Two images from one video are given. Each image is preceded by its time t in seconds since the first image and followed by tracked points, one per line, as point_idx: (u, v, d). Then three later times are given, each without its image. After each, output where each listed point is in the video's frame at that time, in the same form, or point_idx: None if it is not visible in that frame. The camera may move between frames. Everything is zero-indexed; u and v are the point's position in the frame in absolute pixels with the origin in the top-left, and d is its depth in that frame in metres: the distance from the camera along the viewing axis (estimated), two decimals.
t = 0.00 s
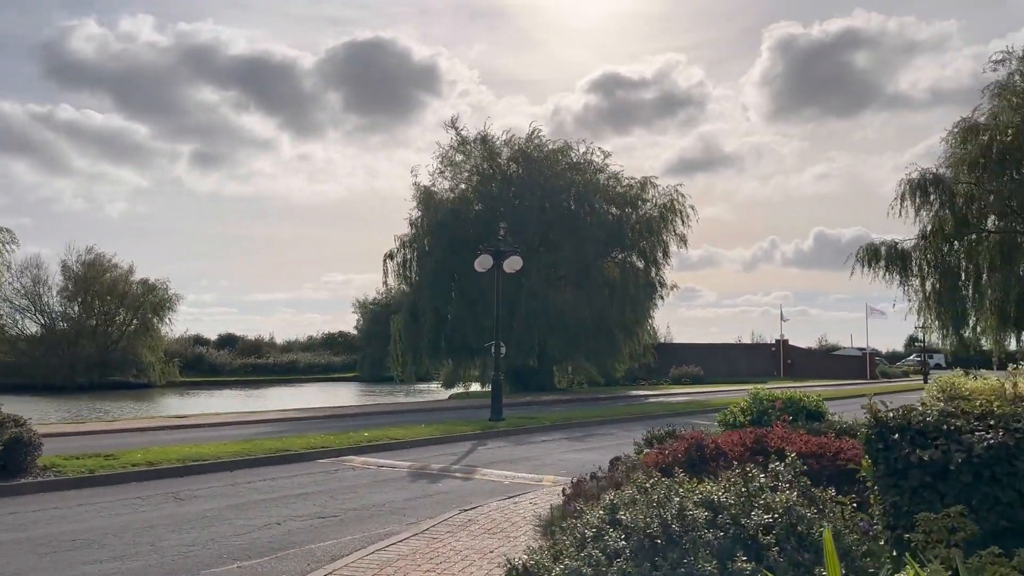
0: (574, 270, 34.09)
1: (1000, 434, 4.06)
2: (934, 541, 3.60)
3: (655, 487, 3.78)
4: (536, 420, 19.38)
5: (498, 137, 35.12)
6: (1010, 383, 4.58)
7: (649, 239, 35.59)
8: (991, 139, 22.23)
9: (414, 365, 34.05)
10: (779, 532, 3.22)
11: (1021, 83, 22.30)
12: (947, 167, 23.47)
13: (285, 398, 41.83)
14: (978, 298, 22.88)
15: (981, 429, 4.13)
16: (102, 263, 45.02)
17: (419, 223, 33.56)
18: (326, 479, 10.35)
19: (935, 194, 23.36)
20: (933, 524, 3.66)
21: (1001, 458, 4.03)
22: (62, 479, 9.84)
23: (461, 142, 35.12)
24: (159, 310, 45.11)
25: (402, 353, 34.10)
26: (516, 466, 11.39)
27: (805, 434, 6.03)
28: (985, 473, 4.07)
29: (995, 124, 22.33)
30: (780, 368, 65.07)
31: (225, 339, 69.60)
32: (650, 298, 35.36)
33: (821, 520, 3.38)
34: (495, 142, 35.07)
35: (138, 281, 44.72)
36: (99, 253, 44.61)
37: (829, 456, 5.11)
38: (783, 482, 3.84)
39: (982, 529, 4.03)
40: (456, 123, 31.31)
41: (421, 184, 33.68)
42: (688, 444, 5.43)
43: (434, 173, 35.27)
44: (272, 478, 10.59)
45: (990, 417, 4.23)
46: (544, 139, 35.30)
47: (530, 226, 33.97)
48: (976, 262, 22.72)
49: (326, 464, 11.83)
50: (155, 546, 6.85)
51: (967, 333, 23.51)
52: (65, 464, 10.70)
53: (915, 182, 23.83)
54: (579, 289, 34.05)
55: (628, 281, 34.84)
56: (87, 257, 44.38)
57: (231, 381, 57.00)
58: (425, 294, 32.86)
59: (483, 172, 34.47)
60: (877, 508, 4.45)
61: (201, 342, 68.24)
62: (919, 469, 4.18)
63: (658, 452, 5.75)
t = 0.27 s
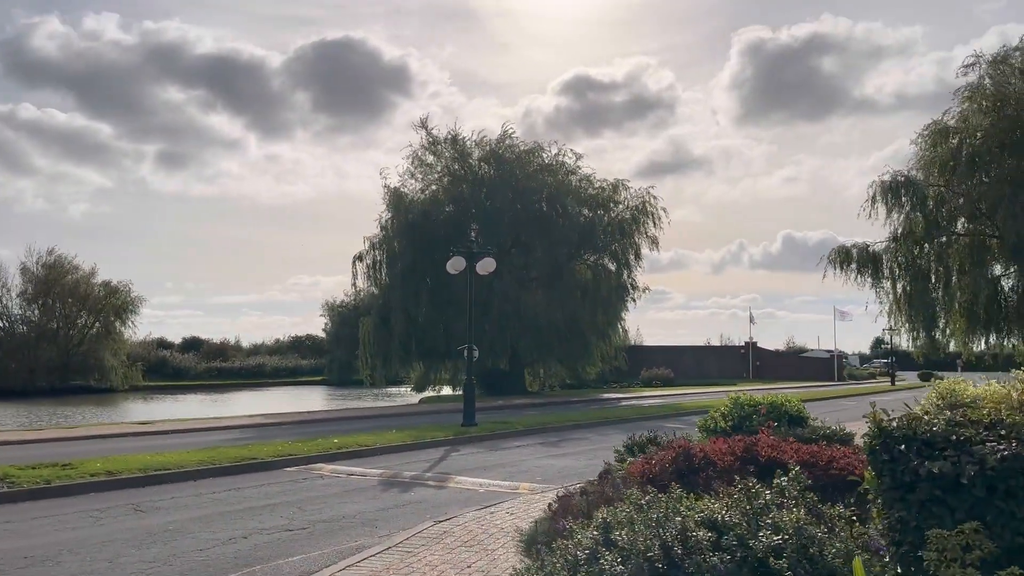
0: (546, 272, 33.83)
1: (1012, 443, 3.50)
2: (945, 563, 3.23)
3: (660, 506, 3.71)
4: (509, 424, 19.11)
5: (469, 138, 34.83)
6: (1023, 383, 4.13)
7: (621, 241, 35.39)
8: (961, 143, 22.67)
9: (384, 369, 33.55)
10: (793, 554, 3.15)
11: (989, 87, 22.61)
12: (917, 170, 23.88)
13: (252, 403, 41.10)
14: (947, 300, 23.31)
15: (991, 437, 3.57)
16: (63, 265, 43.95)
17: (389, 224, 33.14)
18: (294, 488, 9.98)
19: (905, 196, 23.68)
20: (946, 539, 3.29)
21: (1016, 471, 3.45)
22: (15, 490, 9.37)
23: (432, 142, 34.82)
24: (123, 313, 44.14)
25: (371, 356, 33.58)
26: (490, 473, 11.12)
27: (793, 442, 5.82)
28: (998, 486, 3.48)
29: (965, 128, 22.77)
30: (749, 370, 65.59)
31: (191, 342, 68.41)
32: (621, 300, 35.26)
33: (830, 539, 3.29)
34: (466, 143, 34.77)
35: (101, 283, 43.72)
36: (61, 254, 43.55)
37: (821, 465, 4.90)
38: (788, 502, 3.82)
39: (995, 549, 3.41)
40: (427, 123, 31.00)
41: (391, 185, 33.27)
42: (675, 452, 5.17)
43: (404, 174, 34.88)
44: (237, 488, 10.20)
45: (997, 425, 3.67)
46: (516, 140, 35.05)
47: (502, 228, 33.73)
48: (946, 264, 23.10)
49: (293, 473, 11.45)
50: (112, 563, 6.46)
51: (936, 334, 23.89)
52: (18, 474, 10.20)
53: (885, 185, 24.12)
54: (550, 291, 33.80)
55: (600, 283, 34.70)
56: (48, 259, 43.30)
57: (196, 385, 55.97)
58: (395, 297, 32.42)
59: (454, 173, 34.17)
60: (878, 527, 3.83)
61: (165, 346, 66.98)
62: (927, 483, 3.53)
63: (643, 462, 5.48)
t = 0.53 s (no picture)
0: (528, 271, 33.64)
1: None
2: (985, 574, 3.07)
3: (686, 516, 3.54)
4: (493, 424, 18.90)
5: (451, 136, 34.60)
6: None
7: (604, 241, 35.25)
8: (941, 144, 22.80)
9: (364, 368, 33.18)
10: (835, 567, 2.99)
11: (970, 88, 22.70)
12: (899, 170, 24.01)
13: (230, 403, 40.55)
14: (928, 300, 23.46)
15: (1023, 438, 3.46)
16: (37, 263, 43.18)
17: (370, 222, 32.81)
18: (277, 491, 9.73)
19: (887, 196, 23.79)
20: (985, 549, 3.14)
21: None
22: None
23: (414, 140, 34.56)
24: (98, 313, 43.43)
25: (351, 355, 33.22)
26: (477, 474, 10.92)
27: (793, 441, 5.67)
28: None
29: (946, 128, 22.85)
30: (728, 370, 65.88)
31: (166, 342, 67.55)
32: (603, 300, 35.14)
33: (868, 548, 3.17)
34: (448, 141, 34.54)
35: (76, 282, 43.00)
36: (34, 252, 42.79)
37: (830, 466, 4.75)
38: (818, 509, 3.66)
39: None
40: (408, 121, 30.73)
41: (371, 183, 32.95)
42: (678, 454, 4.97)
43: (385, 172, 34.58)
44: (219, 491, 9.93)
45: None
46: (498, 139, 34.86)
47: (484, 227, 33.51)
48: (926, 263, 23.20)
49: (276, 475, 11.19)
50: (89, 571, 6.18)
51: (916, 334, 24.05)
52: None
53: (868, 184, 24.18)
54: (533, 290, 33.60)
55: (582, 282, 34.59)
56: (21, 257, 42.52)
57: (172, 385, 55.22)
58: (376, 296, 32.10)
59: (436, 171, 33.94)
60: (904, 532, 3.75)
61: (140, 345, 66.05)
62: (958, 487, 3.44)
63: (643, 464, 5.27)
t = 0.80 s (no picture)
0: (515, 268, 33.42)
1: None
2: None
3: (724, 521, 3.46)
4: (481, 421, 18.71)
5: (437, 131, 34.33)
6: None
7: (590, 237, 35.10)
8: (926, 142, 22.80)
9: (348, 365, 32.87)
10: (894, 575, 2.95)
11: (957, 86, 22.70)
12: (885, 167, 24.04)
13: (211, 400, 40.05)
14: (913, 297, 23.53)
15: None
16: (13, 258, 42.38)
17: (354, 218, 32.50)
18: (265, 491, 9.48)
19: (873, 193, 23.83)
20: None
21: None
22: None
23: (399, 135, 34.25)
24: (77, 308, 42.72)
25: (335, 352, 32.86)
26: (469, 472, 10.74)
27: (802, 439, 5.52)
28: None
29: (932, 126, 22.85)
30: (711, 367, 66.11)
31: (146, 339, 66.76)
32: (588, 297, 35.01)
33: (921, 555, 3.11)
34: (434, 136, 34.26)
35: (53, 277, 42.27)
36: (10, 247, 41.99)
37: (847, 466, 4.60)
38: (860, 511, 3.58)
39: None
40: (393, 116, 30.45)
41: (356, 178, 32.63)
42: (689, 451, 4.80)
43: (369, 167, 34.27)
44: (205, 490, 9.67)
45: None
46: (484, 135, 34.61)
47: (469, 223, 33.27)
48: (910, 261, 23.23)
49: (263, 473, 10.95)
50: None
51: (900, 331, 24.14)
52: None
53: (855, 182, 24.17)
54: (519, 287, 33.36)
55: (568, 279, 34.44)
56: None
57: (151, 382, 54.52)
58: (361, 292, 31.77)
59: (422, 166, 33.66)
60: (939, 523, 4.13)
61: (119, 342, 65.21)
62: (1000, 488, 3.80)
63: (652, 462, 5.09)
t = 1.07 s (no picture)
0: (498, 263, 33.20)
1: None
2: None
3: (751, 527, 3.41)
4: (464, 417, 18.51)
5: (421, 125, 34.02)
6: None
7: (574, 233, 34.93)
8: (910, 138, 22.93)
9: (329, 361, 32.54)
10: None
11: (940, 84, 22.89)
12: (869, 164, 24.12)
13: (189, 396, 39.53)
14: (896, 294, 23.62)
15: None
16: None
17: (336, 212, 32.15)
18: (245, 491, 9.24)
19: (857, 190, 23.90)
20: None
21: None
22: None
23: (382, 128, 33.91)
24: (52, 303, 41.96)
25: (316, 347, 32.49)
26: (454, 470, 10.53)
27: (802, 439, 5.37)
28: None
29: (916, 122, 23.06)
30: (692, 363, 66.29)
31: (123, 334, 65.89)
32: (572, 293, 34.85)
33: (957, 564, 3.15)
34: (417, 130, 33.95)
35: (28, 271, 41.49)
36: None
37: (852, 468, 4.45)
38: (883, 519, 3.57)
39: None
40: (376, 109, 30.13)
41: (338, 172, 32.28)
42: (687, 452, 4.64)
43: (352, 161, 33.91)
44: (183, 490, 9.41)
45: None
46: (468, 129, 34.33)
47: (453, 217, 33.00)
48: (894, 258, 23.31)
49: (243, 472, 10.70)
50: None
51: (883, 328, 24.22)
52: None
53: (840, 178, 24.28)
54: (503, 282, 33.13)
55: (552, 275, 34.24)
56: None
57: (128, 377, 53.77)
58: (342, 286, 31.44)
59: (405, 161, 33.35)
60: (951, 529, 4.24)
61: (95, 337, 64.29)
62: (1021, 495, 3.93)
63: (649, 462, 4.93)
